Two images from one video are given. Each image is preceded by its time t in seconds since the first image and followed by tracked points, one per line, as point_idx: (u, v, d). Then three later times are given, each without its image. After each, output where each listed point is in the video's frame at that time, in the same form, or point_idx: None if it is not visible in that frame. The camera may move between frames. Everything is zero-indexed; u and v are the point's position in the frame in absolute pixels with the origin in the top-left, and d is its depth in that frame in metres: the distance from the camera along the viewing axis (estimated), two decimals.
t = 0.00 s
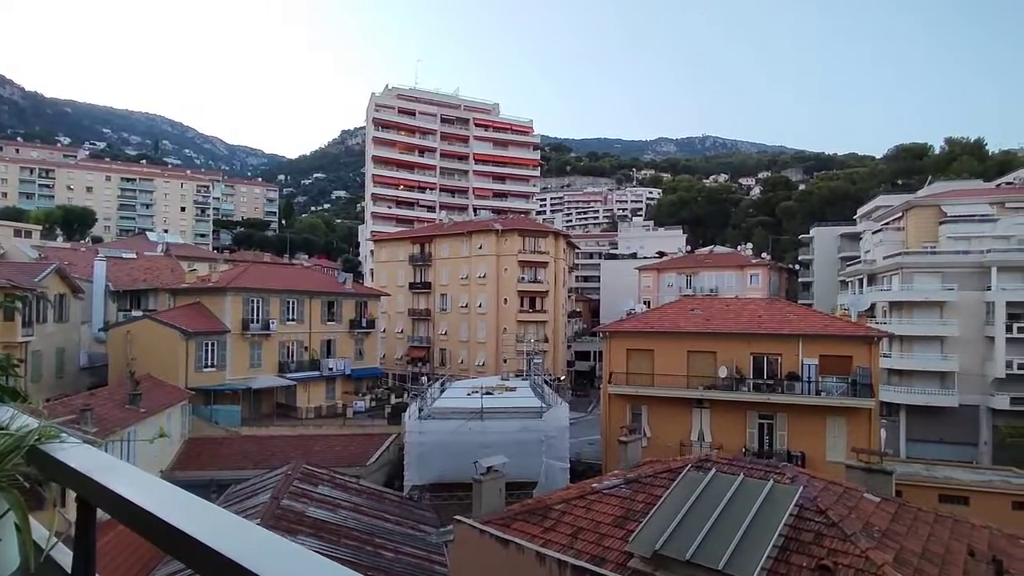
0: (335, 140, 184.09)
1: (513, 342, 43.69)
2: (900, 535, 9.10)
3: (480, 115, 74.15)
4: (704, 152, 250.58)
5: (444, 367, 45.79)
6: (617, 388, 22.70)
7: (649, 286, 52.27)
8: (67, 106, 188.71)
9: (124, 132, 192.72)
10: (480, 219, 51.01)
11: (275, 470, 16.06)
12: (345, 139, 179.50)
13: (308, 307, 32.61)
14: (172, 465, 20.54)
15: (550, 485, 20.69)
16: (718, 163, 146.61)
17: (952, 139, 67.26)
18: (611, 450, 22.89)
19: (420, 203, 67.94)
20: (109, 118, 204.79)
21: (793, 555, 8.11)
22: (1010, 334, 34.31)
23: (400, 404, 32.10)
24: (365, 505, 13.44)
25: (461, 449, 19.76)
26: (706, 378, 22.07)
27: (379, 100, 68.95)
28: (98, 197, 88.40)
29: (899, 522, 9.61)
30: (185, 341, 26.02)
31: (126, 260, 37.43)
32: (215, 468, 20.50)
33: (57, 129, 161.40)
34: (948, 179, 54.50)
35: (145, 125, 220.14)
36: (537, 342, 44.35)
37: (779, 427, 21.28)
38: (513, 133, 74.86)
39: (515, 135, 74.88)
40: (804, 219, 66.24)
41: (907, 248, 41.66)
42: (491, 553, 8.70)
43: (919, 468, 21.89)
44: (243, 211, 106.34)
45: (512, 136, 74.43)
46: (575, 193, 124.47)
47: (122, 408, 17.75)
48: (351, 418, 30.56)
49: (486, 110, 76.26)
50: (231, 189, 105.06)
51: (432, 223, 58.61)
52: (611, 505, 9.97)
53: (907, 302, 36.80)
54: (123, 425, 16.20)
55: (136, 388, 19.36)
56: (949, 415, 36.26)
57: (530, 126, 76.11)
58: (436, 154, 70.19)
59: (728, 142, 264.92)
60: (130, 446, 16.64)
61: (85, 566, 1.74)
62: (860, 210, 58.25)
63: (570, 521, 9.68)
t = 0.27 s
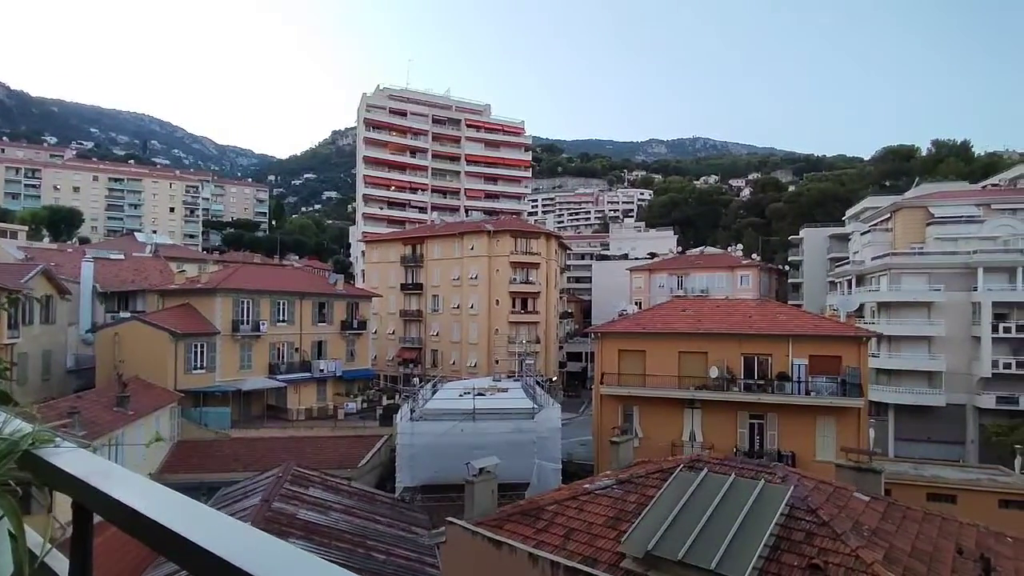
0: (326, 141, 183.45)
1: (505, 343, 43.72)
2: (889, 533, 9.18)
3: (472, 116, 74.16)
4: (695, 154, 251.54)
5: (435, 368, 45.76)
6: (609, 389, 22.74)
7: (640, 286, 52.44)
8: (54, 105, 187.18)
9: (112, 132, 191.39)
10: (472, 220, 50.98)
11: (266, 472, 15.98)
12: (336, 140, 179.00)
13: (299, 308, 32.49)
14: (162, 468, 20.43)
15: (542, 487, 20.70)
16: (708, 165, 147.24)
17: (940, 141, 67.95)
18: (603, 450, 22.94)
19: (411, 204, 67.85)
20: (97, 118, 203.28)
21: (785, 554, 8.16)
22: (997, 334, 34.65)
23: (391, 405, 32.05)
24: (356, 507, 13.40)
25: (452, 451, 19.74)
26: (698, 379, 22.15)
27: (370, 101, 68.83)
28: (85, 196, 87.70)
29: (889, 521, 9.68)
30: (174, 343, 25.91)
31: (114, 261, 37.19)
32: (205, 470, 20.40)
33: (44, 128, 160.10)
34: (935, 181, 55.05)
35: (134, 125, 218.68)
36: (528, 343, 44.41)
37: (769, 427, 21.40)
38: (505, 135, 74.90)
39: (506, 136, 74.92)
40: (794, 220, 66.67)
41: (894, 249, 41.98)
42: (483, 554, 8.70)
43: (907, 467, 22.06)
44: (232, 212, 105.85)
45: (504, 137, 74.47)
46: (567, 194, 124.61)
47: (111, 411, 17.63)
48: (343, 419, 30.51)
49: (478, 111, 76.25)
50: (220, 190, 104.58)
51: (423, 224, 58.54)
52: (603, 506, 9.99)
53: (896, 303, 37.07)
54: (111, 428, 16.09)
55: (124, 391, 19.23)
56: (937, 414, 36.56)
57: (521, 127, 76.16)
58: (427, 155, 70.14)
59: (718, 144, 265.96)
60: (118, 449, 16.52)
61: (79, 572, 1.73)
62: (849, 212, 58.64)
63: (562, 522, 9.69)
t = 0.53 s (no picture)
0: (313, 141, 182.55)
1: (494, 344, 43.73)
2: (874, 531, 9.29)
3: (460, 117, 74.11)
4: (682, 155, 252.93)
5: (424, 370, 45.65)
6: (598, 389, 22.79)
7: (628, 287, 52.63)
8: (36, 104, 184.99)
9: (95, 131, 189.41)
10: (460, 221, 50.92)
11: (252, 476, 15.88)
12: (323, 140, 178.25)
13: (285, 310, 32.31)
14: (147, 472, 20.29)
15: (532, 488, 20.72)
16: (695, 166, 148.01)
17: (922, 144, 68.85)
18: (592, 451, 23.01)
19: (399, 204, 67.70)
20: (80, 117, 201.09)
21: (772, 553, 8.23)
22: (977, 334, 35.25)
23: (379, 407, 31.96)
24: (344, 510, 13.36)
25: (441, 452, 19.72)
26: (686, 379, 22.25)
27: (358, 101, 68.62)
28: (67, 196, 86.73)
29: (874, 519, 9.80)
30: (158, 345, 25.72)
31: (97, 261, 36.83)
32: (190, 474, 20.24)
33: (25, 128, 158.16)
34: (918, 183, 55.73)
35: (118, 125, 216.58)
36: (517, 344, 44.50)
37: (756, 427, 21.54)
38: (493, 135, 74.91)
39: (495, 137, 74.95)
40: (780, 221, 67.20)
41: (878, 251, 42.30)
42: (473, 556, 8.72)
43: (891, 465, 22.32)
44: (218, 212, 105.13)
45: (492, 138, 74.50)
46: (555, 195, 124.79)
47: (93, 414, 17.44)
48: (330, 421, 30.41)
49: (466, 112, 76.19)
50: (206, 190, 103.85)
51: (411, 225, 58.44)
52: (593, 506, 10.03)
53: (879, 303, 37.41)
54: (94, 432, 15.92)
55: (107, 394, 19.03)
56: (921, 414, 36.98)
57: (510, 128, 76.19)
58: (416, 155, 70.02)
59: (705, 146, 267.66)
60: (102, 453, 16.36)
61: None
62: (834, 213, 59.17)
63: (552, 523, 9.71)
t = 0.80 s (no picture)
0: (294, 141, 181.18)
1: (477, 345, 43.76)
2: (854, 529, 9.44)
3: (444, 118, 74.12)
4: (664, 158, 254.68)
5: (407, 371, 45.53)
6: (582, 390, 22.87)
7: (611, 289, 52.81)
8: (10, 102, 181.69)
9: (71, 129, 186.48)
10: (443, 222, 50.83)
11: (232, 479, 15.75)
12: (304, 140, 177.05)
13: (266, 311, 32.04)
14: (124, 476, 20.05)
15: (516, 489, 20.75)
16: (677, 169, 149.17)
17: (898, 148, 70.04)
18: (575, 452, 23.10)
19: (382, 205, 67.44)
20: (56, 115, 197.86)
21: (754, 551, 8.34)
22: (952, 334, 35.90)
23: (362, 409, 31.82)
24: (327, 513, 13.30)
25: (424, 454, 19.70)
26: (668, 380, 22.42)
27: (340, 101, 68.26)
28: (40, 195, 85.36)
29: (854, 517, 9.96)
30: (136, 347, 25.46)
31: (73, 262, 36.27)
32: (169, 478, 20.01)
33: None
34: (895, 186, 56.71)
35: (95, 123, 213.45)
36: (501, 345, 44.57)
37: (738, 427, 21.76)
38: (477, 137, 75.02)
39: (478, 138, 74.96)
40: (760, 223, 67.96)
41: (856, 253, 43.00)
42: (457, 558, 8.74)
43: (869, 464, 22.65)
44: (197, 212, 104.06)
45: (475, 139, 74.51)
46: (538, 197, 125.01)
47: (68, 418, 17.17)
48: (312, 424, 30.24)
49: (450, 113, 76.09)
50: (184, 190, 102.80)
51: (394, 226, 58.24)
52: (577, 507, 10.09)
53: (858, 304, 37.89)
54: (69, 437, 15.68)
55: (82, 397, 18.75)
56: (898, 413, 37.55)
57: (493, 130, 76.22)
58: (399, 156, 69.91)
59: (687, 149, 269.88)
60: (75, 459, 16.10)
61: None
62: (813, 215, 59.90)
63: (537, 524, 9.76)
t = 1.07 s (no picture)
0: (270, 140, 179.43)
1: (457, 347, 43.73)
2: (828, 525, 9.63)
3: (423, 118, 73.87)
4: (642, 160, 256.60)
5: (386, 373, 45.33)
6: (561, 391, 22.95)
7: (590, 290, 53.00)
8: None
9: (40, 126, 182.68)
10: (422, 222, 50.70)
11: (207, 483, 15.58)
12: (281, 139, 175.61)
13: (242, 312, 31.67)
14: (93, 482, 19.72)
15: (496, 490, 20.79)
16: (655, 171, 150.48)
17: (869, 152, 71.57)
18: (555, 453, 23.16)
19: (361, 205, 67.09)
20: (24, 111, 193.72)
21: (732, 549, 8.46)
22: (921, 334, 36.74)
23: (341, 411, 31.67)
24: (304, 517, 13.23)
25: (404, 456, 19.64)
26: (647, 380, 22.59)
27: (318, 100, 67.61)
28: (6, 192, 83.53)
29: (828, 514, 10.15)
30: (106, 348, 25.02)
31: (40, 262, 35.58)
32: (142, 484, 19.77)
33: None
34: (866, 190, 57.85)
35: (65, 119, 209.30)
36: (480, 346, 44.63)
37: (715, 427, 22.00)
38: (456, 138, 74.94)
39: (458, 139, 74.97)
40: (737, 225, 68.83)
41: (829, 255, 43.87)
42: (438, 560, 8.76)
43: (842, 462, 23.06)
44: (170, 211, 102.69)
45: (455, 139, 74.48)
46: (518, 198, 125.22)
47: (35, 422, 16.86)
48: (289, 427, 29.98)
49: (429, 113, 75.89)
50: (157, 188, 101.44)
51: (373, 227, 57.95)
52: (558, 507, 10.16)
53: (830, 305, 38.52)
54: (36, 441, 15.41)
55: (50, 402, 18.42)
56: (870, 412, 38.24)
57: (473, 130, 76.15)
58: (378, 156, 69.51)
59: (665, 151, 272.62)
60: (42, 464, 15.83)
61: None
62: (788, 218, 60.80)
63: (518, 525, 9.80)
